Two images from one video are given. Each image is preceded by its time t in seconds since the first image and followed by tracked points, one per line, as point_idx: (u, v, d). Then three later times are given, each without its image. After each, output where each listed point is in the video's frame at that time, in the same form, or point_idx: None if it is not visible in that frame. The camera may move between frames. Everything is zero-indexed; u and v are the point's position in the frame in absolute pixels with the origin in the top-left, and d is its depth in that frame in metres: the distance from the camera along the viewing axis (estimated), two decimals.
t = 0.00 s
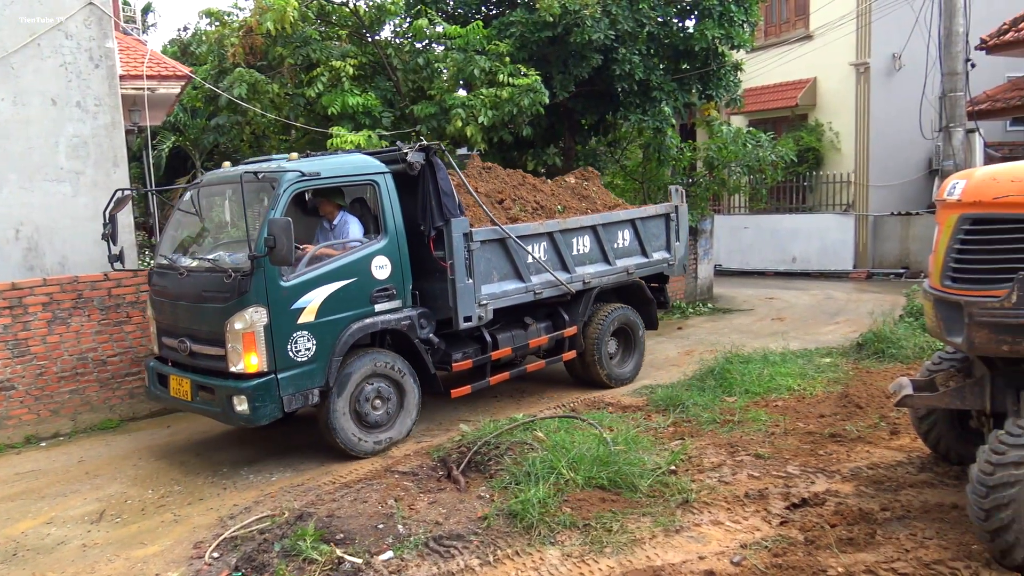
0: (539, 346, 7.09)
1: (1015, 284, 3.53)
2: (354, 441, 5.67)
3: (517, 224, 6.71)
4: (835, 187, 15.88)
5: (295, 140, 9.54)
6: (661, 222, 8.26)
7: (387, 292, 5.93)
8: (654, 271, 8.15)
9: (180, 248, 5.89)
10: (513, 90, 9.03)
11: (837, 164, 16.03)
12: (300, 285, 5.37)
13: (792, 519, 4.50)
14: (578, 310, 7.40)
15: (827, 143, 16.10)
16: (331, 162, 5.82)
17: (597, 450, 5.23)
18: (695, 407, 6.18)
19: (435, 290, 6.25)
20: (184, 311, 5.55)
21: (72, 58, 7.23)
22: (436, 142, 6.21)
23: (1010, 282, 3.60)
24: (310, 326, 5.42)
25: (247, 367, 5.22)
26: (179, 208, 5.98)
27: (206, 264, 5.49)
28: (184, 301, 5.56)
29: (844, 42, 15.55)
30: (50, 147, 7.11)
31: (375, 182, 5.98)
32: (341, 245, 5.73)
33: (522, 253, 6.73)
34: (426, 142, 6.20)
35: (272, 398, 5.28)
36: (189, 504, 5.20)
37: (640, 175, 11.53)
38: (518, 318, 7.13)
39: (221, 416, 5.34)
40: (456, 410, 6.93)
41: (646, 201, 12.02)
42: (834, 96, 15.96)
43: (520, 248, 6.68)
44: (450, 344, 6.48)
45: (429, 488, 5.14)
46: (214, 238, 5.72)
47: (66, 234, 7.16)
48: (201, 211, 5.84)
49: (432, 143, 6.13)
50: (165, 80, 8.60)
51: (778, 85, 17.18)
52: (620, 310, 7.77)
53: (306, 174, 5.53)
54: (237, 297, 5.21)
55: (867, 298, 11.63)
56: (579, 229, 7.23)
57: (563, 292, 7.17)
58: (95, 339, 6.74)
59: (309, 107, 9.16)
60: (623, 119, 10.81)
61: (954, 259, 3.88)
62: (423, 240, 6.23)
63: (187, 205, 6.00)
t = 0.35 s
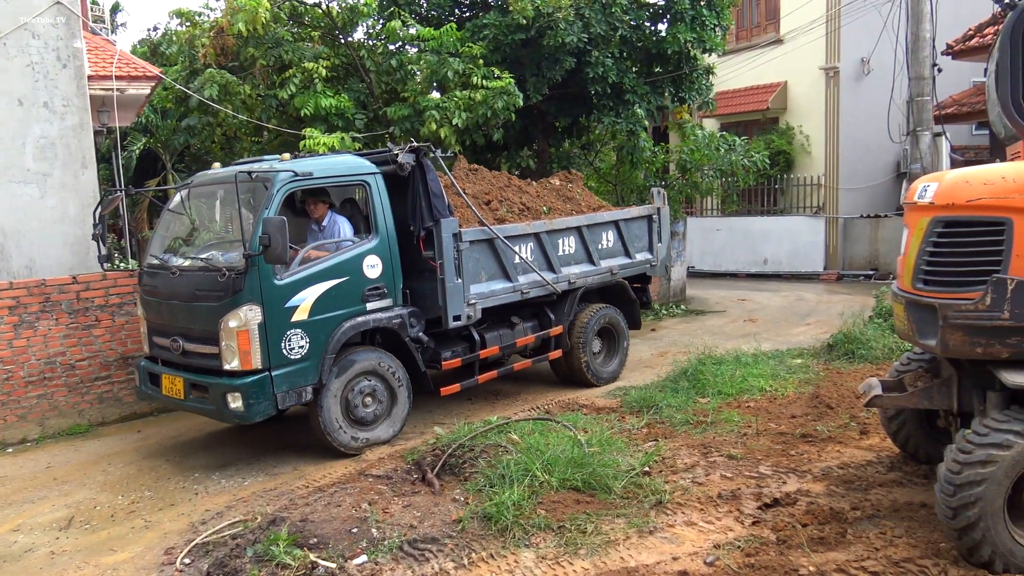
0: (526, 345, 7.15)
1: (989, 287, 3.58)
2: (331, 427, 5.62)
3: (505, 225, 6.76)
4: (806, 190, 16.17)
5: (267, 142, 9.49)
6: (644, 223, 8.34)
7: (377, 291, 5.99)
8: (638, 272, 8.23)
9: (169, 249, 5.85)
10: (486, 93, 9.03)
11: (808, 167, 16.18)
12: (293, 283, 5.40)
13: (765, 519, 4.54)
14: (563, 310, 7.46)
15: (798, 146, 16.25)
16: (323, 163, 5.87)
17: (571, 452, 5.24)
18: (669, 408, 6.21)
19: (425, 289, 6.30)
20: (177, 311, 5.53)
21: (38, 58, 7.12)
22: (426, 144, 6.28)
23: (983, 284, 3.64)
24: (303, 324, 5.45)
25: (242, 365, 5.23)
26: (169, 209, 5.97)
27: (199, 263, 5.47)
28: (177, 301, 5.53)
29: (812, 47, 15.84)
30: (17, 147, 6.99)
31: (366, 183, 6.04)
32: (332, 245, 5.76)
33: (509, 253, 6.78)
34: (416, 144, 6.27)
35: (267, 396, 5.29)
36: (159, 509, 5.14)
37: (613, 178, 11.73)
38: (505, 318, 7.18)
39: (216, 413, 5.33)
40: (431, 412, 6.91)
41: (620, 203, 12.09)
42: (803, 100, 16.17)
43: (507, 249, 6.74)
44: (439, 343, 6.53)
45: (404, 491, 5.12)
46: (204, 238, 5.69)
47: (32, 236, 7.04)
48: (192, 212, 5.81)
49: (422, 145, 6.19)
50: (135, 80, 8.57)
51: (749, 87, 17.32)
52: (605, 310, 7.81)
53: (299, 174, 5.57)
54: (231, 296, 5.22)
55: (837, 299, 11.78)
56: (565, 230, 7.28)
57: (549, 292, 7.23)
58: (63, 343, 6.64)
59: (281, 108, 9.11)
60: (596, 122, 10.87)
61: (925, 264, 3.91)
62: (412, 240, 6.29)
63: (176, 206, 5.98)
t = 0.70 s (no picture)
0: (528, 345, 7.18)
1: (982, 291, 3.57)
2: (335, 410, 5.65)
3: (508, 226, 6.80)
4: (790, 193, 16.25)
5: (253, 144, 9.46)
6: (640, 225, 8.40)
7: (387, 292, 6.00)
8: (634, 273, 8.28)
9: (178, 250, 5.85)
10: (473, 96, 9.03)
11: (791, 170, 16.37)
12: (305, 285, 5.42)
13: (751, 521, 4.56)
14: (563, 310, 7.50)
15: (782, 149, 16.47)
16: (333, 166, 5.87)
17: (558, 455, 5.24)
18: (655, 411, 6.23)
19: (432, 290, 6.34)
20: (188, 311, 5.54)
21: (21, 58, 7.06)
22: (432, 147, 6.29)
23: (976, 289, 3.62)
24: (314, 325, 5.47)
25: (255, 365, 5.25)
26: (179, 210, 5.96)
27: (211, 264, 5.48)
28: (188, 301, 5.53)
29: (797, 51, 15.95)
30: None
31: (375, 185, 6.04)
32: (338, 248, 5.75)
33: (512, 254, 6.82)
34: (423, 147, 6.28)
35: (280, 396, 5.32)
36: (143, 514, 5.10)
37: (599, 181, 11.78)
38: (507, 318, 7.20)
39: (228, 413, 5.35)
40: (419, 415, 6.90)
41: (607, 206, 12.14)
42: (788, 104, 16.31)
43: (510, 250, 6.78)
44: (444, 344, 6.56)
45: (390, 494, 5.11)
46: (214, 239, 5.69)
47: (15, 239, 6.98)
48: (200, 214, 5.81)
49: (429, 148, 6.21)
50: (118, 82, 8.64)
51: (734, 92, 17.44)
52: (605, 310, 7.84)
53: (310, 177, 5.58)
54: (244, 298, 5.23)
55: (821, 302, 11.85)
56: (565, 231, 7.33)
57: (550, 292, 7.27)
58: (47, 347, 6.58)
59: (267, 111, 9.13)
60: (583, 125, 10.92)
61: (915, 269, 3.87)
62: (418, 242, 6.31)
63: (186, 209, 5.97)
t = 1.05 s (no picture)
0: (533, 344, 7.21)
1: (982, 291, 3.56)
2: (352, 380, 5.68)
3: (514, 227, 6.82)
4: (777, 194, 16.31)
5: (240, 147, 9.43)
6: (639, 226, 8.44)
7: (399, 293, 6.04)
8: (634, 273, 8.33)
9: (193, 252, 5.86)
10: (461, 98, 9.02)
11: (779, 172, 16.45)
12: (323, 287, 5.45)
13: (739, 522, 4.57)
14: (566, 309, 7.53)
15: (770, 151, 16.56)
16: (347, 169, 5.89)
17: (546, 457, 5.25)
18: (644, 412, 6.25)
19: (443, 291, 6.37)
20: (205, 312, 5.54)
21: (5, 61, 7.01)
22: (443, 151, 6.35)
23: (976, 289, 3.61)
24: (331, 326, 5.50)
25: (274, 365, 5.26)
26: (193, 213, 5.96)
27: (228, 267, 5.48)
28: (205, 301, 5.53)
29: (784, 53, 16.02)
30: None
31: (388, 189, 6.07)
32: (354, 249, 5.77)
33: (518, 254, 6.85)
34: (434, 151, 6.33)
35: (298, 395, 5.34)
36: (130, 520, 5.08)
37: (587, 182, 11.82)
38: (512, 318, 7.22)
39: (246, 412, 5.37)
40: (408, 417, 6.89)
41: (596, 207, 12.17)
42: (774, 104, 16.37)
43: (517, 251, 6.80)
44: (453, 343, 6.58)
45: (378, 498, 5.10)
46: (230, 242, 5.69)
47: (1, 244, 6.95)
48: (213, 217, 5.81)
49: (439, 152, 6.26)
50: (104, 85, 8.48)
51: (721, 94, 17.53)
52: (605, 310, 7.88)
53: (327, 181, 5.59)
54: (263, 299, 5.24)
55: (808, 303, 11.91)
56: (568, 232, 7.36)
57: (555, 292, 7.30)
58: (32, 352, 6.55)
59: (254, 114, 9.17)
60: (570, 127, 10.96)
61: (910, 269, 3.85)
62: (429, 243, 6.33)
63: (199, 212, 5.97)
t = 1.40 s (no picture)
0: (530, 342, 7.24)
1: (970, 291, 3.60)
2: (371, 357, 5.82)
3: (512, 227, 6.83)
4: (757, 194, 16.40)
5: (219, 150, 9.38)
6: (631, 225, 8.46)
7: (404, 292, 6.05)
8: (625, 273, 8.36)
9: (198, 253, 5.83)
10: (442, 101, 9.00)
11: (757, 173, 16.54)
12: (331, 286, 5.45)
13: (719, 521, 4.60)
14: (562, 307, 7.56)
15: (749, 151, 16.63)
16: (352, 171, 5.89)
17: (529, 459, 5.26)
18: (626, 413, 6.27)
19: (445, 291, 6.38)
20: (213, 313, 5.52)
21: None
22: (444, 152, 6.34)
23: (962, 289, 3.65)
24: (339, 325, 5.50)
25: (284, 364, 5.27)
26: (198, 215, 5.94)
27: (236, 268, 5.47)
28: (212, 301, 5.51)
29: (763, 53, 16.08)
30: None
31: (392, 190, 6.07)
32: (361, 249, 5.77)
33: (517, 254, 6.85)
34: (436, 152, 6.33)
35: (308, 393, 5.33)
36: (109, 526, 5.05)
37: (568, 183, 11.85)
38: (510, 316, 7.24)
39: (257, 411, 5.36)
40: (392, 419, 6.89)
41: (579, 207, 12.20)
42: (754, 104, 16.44)
43: (515, 250, 6.80)
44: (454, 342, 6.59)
45: (361, 502, 5.09)
46: (236, 244, 5.68)
47: None
48: (217, 219, 5.79)
49: (442, 154, 6.24)
50: (80, 88, 8.44)
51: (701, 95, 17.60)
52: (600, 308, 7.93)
53: (333, 182, 5.59)
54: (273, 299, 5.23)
55: (788, 302, 12.00)
56: (564, 232, 7.38)
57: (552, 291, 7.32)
58: (9, 358, 6.50)
59: (232, 117, 9.02)
60: (551, 128, 10.99)
61: (895, 268, 3.86)
62: (431, 243, 6.33)
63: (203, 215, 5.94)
